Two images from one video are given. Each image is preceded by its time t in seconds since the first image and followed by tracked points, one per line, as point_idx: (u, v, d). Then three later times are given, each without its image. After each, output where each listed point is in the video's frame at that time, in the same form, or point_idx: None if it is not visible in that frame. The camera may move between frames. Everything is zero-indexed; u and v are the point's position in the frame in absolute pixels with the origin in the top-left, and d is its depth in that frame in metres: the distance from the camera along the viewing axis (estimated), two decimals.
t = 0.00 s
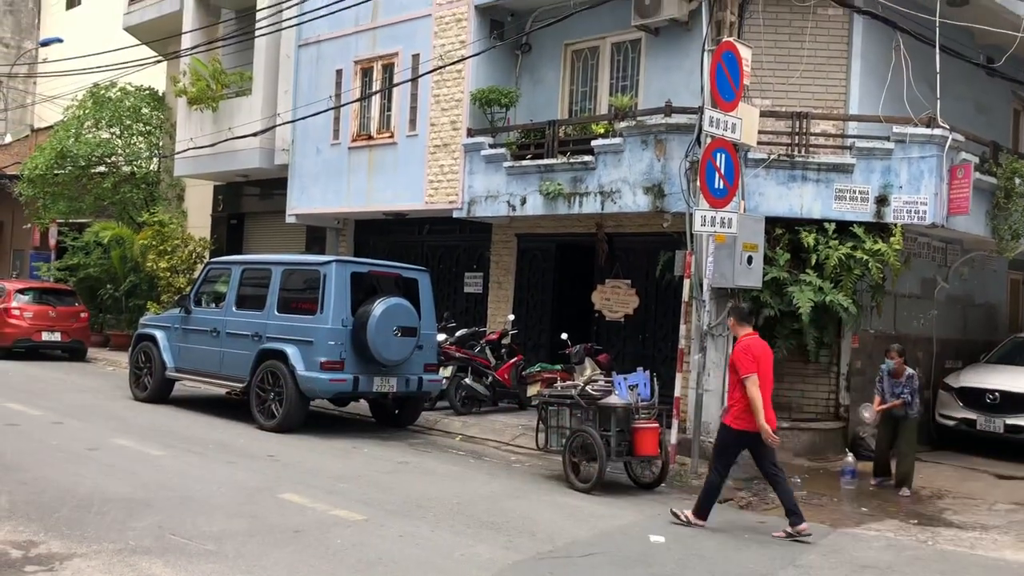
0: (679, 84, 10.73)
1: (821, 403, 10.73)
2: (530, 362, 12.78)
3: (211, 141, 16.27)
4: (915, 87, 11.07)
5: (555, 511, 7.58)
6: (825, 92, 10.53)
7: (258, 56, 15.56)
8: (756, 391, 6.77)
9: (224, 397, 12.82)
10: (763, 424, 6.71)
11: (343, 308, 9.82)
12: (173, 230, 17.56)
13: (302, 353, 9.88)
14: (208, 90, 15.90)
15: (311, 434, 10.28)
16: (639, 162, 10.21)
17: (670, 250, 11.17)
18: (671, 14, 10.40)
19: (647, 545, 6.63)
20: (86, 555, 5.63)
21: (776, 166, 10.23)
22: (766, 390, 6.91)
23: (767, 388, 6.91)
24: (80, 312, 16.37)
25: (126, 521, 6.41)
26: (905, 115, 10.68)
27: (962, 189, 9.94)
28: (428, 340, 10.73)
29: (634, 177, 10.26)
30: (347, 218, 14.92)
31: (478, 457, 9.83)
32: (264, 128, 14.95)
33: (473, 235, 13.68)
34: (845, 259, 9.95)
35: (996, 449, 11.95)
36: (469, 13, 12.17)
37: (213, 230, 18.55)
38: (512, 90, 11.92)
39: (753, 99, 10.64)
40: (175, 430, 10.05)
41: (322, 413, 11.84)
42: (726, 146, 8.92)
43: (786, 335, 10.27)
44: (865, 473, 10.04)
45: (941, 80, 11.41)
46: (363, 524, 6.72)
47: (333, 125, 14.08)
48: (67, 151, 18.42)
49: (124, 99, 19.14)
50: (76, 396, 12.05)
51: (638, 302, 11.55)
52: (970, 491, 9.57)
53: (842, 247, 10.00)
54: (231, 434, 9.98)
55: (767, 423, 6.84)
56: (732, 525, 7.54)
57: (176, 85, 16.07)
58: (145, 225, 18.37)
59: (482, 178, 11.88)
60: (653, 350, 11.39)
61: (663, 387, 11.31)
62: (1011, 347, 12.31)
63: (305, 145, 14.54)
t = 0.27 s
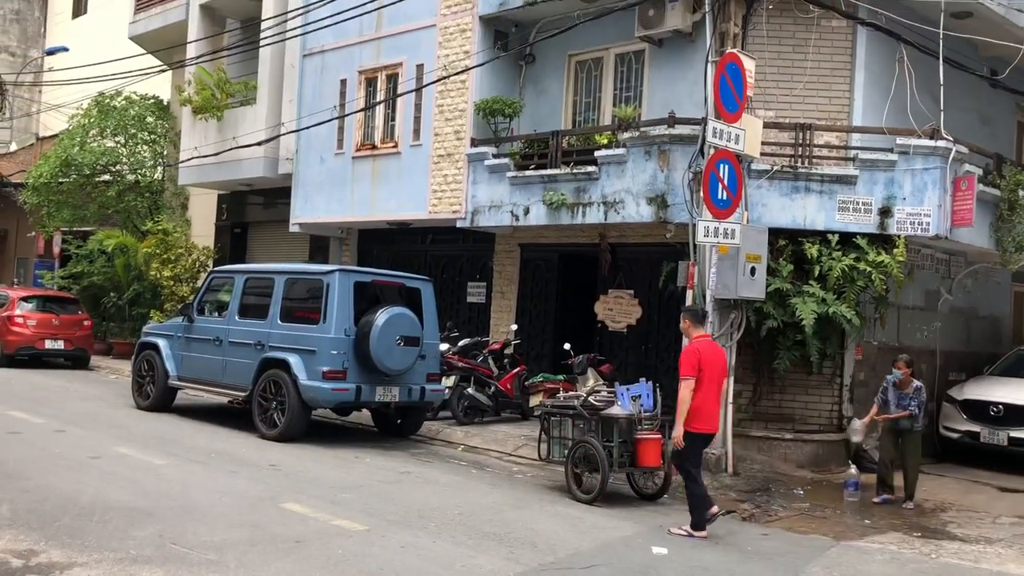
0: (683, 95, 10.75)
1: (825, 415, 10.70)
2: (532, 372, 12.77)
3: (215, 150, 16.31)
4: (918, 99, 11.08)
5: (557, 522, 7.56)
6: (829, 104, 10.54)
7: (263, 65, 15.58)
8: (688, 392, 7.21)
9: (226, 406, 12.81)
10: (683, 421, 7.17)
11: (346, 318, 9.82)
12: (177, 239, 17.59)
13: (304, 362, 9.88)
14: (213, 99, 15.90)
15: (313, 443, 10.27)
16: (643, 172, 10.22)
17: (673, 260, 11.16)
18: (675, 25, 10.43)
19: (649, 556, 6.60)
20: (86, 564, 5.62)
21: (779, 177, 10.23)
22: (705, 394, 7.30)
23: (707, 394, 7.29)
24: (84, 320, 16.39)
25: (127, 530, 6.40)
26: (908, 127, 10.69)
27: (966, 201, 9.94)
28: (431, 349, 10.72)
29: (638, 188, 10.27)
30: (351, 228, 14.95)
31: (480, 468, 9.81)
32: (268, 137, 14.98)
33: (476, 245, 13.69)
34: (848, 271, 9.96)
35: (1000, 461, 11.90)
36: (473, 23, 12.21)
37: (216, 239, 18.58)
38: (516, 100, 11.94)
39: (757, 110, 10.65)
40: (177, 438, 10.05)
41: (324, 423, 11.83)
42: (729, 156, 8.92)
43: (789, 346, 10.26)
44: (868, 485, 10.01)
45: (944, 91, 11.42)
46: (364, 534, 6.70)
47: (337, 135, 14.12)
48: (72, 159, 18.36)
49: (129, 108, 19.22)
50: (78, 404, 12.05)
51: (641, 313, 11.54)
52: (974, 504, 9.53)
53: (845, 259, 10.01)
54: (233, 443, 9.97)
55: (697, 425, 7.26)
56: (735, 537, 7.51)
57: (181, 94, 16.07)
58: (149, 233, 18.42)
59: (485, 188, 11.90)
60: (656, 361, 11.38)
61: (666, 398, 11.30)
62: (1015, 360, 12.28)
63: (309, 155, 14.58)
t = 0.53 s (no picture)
0: (686, 103, 10.75)
1: (828, 424, 10.68)
2: (535, 380, 12.75)
3: (218, 159, 16.34)
4: (921, 107, 11.08)
5: (560, 531, 7.53)
6: (831, 112, 10.54)
7: (266, 74, 15.59)
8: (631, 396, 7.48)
9: (229, 414, 12.79)
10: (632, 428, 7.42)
11: (349, 326, 9.82)
12: (180, 247, 17.60)
13: (307, 371, 9.88)
14: (216, 108, 15.93)
15: (315, 452, 10.25)
16: (645, 181, 10.22)
17: (676, 268, 11.14)
18: (677, 34, 10.44)
19: (652, 566, 6.57)
20: (88, 573, 5.60)
21: (782, 185, 10.22)
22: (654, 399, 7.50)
23: (657, 398, 7.46)
24: (86, 328, 16.38)
25: (129, 539, 6.38)
26: (911, 134, 10.69)
27: (969, 208, 9.92)
28: (434, 357, 10.73)
29: (640, 196, 10.27)
30: (353, 236, 14.95)
31: (483, 476, 9.78)
32: (271, 146, 14.99)
33: (479, 253, 13.68)
34: (852, 278, 9.94)
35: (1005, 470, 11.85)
36: (476, 31, 12.23)
37: (219, 247, 18.59)
38: (518, 109, 11.95)
39: (759, 118, 10.66)
40: (179, 447, 10.03)
41: (327, 431, 11.80)
42: (732, 165, 8.92)
43: (792, 355, 10.22)
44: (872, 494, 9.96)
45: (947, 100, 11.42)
46: (366, 544, 6.68)
47: (340, 143, 14.13)
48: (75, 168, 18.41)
49: (132, 117, 19.28)
50: (80, 413, 12.03)
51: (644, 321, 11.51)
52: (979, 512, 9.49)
53: (848, 267, 9.99)
54: (235, 452, 9.95)
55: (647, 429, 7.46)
56: (738, 546, 7.48)
57: (184, 103, 16.21)
58: (152, 242, 18.43)
59: (488, 196, 11.90)
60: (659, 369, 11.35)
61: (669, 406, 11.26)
62: (1019, 368, 12.24)
63: (312, 163, 14.60)
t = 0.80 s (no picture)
0: (684, 107, 10.76)
1: (829, 427, 10.64)
2: (534, 385, 12.73)
3: (217, 165, 16.33)
4: (919, 110, 11.08)
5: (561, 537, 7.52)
6: (829, 115, 10.55)
7: (264, 79, 15.59)
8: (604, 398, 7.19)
9: (228, 421, 12.76)
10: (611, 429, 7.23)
11: (348, 332, 9.80)
12: (178, 253, 17.58)
13: (306, 377, 9.86)
14: (214, 114, 15.92)
15: (315, 458, 10.23)
16: (644, 185, 10.21)
17: (675, 272, 11.13)
18: (675, 38, 10.45)
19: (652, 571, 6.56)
20: None
21: (781, 189, 10.22)
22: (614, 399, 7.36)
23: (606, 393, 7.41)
24: (85, 334, 16.36)
25: (127, 547, 6.36)
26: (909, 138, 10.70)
27: (968, 212, 9.92)
28: (433, 362, 10.70)
29: (639, 201, 10.26)
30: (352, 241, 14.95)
31: (483, 482, 9.76)
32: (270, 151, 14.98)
33: (478, 258, 13.67)
34: (851, 282, 9.95)
35: (1005, 473, 11.83)
36: (474, 37, 12.23)
37: (218, 253, 18.57)
38: (517, 114, 11.94)
39: (758, 122, 10.66)
40: (178, 454, 10.00)
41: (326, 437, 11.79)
42: (731, 169, 8.91)
43: (791, 359, 10.22)
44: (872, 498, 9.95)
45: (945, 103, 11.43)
46: (365, 550, 6.66)
47: (338, 149, 14.13)
48: (73, 174, 18.34)
49: (130, 123, 19.28)
50: (79, 420, 12.01)
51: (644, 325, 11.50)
52: (980, 516, 9.47)
53: (848, 270, 9.99)
54: (235, 458, 9.93)
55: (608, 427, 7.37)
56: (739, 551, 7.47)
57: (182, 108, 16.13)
58: (151, 248, 18.42)
59: (486, 201, 11.90)
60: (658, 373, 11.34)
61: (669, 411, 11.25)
62: (1019, 371, 12.23)
63: (311, 169, 14.60)
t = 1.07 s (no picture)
0: (676, 109, 10.76)
1: (822, 428, 10.64)
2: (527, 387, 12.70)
3: (208, 168, 16.27)
4: (910, 110, 11.10)
5: (555, 539, 7.49)
6: (821, 116, 10.56)
7: (255, 82, 15.57)
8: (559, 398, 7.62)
9: (220, 425, 12.70)
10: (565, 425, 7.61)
11: (340, 335, 9.77)
12: (170, 257, 17.50)
13: (298, 381, 9.82)
14: (205, 117, 15.95)
15: (307, 462, 10.18)
16: (636, 187, 10.21)
17: (667, 274, 11.12)
18: (667, 40, 10.45)
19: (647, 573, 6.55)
20: None
21: (773, 190, 10.22)
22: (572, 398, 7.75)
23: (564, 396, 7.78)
24: (76, 339, 16.27)
25: (119, 552, 6.32)
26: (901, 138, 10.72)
27: (959, 212, 9.95)
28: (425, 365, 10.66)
29: (632, 203, 10.26)
30: (344, 244, 14.91)
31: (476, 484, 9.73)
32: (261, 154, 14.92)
33: (470, 260, 13.65)
34: (843, 283, 9.96)
35: (998, 473, 11.86)
36: (465, 39, 12.22)
37: (209, 257, 18.50)
38: (509, 116, 11.92)
39: (750, 123, 10.66)
40: (169, 458, 9.95)
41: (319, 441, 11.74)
42: (723, 170, 8.92)
43: (784, 360, 10.22)
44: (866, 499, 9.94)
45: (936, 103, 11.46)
46: (359, 554, 6.62)
47: (329, 151, 14.09)
48: (64, 179, 18.41)
49: (121, 127, 19.21)
50: (70, 425, 11.94)
51: (637, 327, 11.49)
52: (973, 516, 9.48)
53: (839, 271, 10.01)
54: (227, 462, 9.89)
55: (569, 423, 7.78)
56: (733, 552, 7.46)
57: (173, 111, 16.14)
58: (142, 251, 18.34)
59: (478, 203, 11.88)
60: (651, 374, 11.33)
61: (662, 412, 11.24)
62: (1010, 371, 12.25)
63: (302, 171, 14.55)
